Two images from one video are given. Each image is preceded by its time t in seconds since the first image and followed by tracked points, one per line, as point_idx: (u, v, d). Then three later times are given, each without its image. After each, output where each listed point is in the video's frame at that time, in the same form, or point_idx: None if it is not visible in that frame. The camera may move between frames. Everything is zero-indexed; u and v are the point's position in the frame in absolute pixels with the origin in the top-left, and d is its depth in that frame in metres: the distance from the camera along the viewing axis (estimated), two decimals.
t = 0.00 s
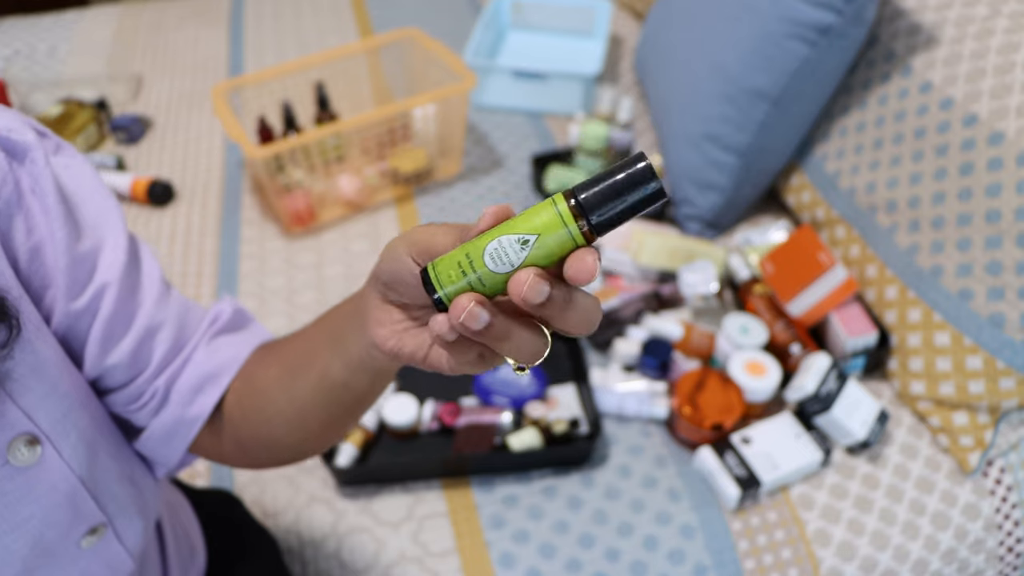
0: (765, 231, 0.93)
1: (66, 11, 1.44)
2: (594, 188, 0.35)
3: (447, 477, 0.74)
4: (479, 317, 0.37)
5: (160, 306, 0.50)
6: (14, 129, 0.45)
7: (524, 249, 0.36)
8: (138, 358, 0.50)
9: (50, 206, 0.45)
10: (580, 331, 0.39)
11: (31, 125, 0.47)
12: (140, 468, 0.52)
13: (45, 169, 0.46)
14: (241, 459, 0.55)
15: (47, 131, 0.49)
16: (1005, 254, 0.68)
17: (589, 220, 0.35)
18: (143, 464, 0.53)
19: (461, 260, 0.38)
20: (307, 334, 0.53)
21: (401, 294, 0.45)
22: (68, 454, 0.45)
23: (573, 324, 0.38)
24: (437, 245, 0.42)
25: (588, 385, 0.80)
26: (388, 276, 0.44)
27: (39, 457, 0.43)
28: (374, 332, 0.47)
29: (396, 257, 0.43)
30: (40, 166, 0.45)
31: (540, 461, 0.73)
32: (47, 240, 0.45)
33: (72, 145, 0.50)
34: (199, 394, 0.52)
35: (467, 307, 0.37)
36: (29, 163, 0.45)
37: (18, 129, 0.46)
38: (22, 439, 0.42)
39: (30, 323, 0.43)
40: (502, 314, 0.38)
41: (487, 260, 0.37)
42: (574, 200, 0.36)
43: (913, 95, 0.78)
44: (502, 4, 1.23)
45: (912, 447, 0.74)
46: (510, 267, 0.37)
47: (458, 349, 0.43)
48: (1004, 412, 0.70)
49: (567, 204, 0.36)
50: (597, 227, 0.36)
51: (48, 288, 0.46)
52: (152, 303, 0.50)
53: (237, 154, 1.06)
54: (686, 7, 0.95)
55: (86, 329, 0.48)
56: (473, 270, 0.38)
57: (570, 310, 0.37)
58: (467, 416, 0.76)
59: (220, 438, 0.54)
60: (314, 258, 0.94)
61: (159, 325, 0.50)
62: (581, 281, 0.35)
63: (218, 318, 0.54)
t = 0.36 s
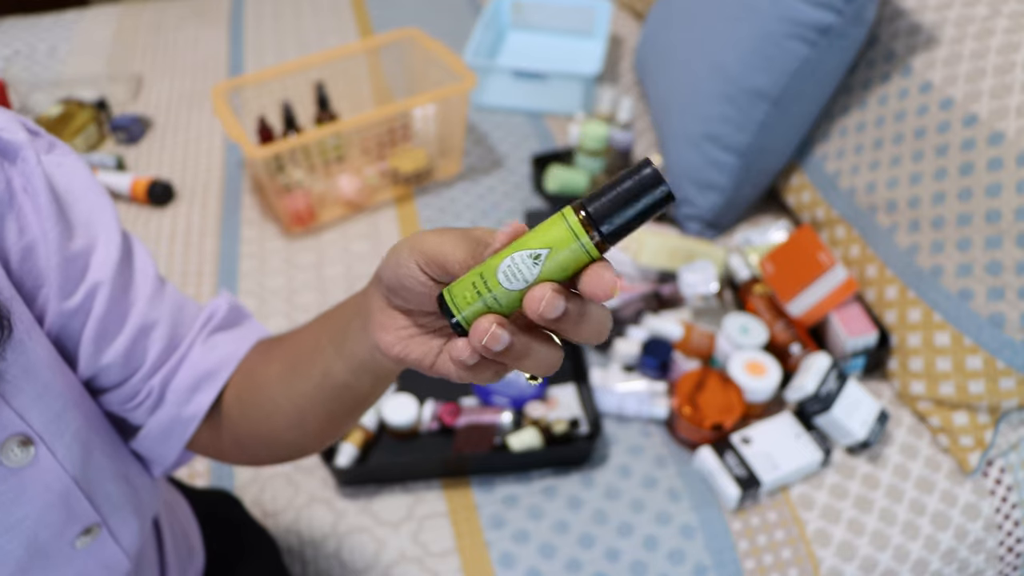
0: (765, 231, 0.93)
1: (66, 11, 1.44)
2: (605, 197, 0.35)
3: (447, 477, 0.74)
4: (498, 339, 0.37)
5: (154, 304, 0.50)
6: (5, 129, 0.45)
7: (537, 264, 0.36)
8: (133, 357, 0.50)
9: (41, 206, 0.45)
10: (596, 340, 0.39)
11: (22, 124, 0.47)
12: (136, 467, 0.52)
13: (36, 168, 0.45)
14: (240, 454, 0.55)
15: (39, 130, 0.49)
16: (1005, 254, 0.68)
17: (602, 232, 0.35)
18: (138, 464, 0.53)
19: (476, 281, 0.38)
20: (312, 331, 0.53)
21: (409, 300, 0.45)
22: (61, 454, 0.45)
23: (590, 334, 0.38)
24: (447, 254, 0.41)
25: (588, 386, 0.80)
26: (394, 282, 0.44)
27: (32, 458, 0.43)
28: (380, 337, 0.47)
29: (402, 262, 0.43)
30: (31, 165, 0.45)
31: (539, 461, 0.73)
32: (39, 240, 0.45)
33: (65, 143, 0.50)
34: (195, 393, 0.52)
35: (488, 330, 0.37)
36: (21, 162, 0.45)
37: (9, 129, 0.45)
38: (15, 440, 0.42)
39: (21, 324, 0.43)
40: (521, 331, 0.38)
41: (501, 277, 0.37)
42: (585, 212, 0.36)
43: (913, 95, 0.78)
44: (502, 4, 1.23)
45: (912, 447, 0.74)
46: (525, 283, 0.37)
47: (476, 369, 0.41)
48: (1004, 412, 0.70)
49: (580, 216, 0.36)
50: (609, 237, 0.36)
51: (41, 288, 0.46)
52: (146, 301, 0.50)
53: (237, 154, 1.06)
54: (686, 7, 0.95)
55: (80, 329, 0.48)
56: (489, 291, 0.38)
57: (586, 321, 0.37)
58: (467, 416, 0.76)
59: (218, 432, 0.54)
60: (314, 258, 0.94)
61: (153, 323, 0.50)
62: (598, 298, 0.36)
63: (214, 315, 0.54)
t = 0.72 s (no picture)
0: (765, 231, 0.93)
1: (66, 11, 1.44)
2: (608, 212, 0.35)
3: (447, 477, 0.74)
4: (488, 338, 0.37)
5: (152, 304, 0.50)
6: (3, 130, 0.45)
7: (528, 262, 0.36)
8: (131, 357, 0.49)
9: (40, 206, 0.45)
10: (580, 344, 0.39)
11: (20, 124, 0.47)
12: (135, 467, 0.52)
13: (34, 169, 0.45)
14: (238, 454, 0.55)
15: (37, 131, 0.49)
16: (1005, 254, 0.68)
17: (602, 248, 0.35)
18: (138, 463, 0.53)
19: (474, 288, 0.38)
20: (310, 331, 0.53)
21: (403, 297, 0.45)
22: (60, 454, 0.44)
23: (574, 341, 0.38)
24: (446, 254, 0.41)
25: (589, 385, 0.80)
26: (389, 279, 0.45)
27: (31, 458, 0.43)
28: (370, 334, 0.47)
29: (399, 260, 0.43)
30: (29, 166, 0.45)
31: (539, 461, 0.73)
32: (38, 240, 0.45)
33: (64, 144, 0.50)
34: (193, 393, 0.52)
35: (476, 327, 0.36)
36: (19, 163, 0.45)
37: (7, 130, 0.46)
38: (14, 440, 0.42)
39: (18, 324, 0.43)
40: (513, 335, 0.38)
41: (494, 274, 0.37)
42: (587, 227, 0.35)
43: (913, 95, 0.78)
44: (502, 4, 1.23)
45: (912, 447, 0.74)
46: (515, 283, 0.37)
47: (464, 373, 0.41)
48: (1004, 412, 0.70)
49: (582, 230, 0.35)
50: (609, 253, 0.35)
51: (40, 288, 0.46)
52: (145, 301, 0.50)
53: (237, 154, 1.06)
54: (686, 7, 0.95)
55: (79, 329, 0.48)
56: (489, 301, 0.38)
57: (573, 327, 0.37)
58: (467, 416, 0.76)
59: (216, 431, 0.54)
60: (314, 258, 0.94)
61: (152, 323, 0.50)
62: (601, 317, 0.35)
63: (213, 315, 0.54)
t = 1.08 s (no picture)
0: (765, 231, 0.93)
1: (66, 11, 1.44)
2: (581, 190, 0.35)
3: (447, 477, 0.74)
4: (495, 339, 0.37)
5: (153, 304, 0.50)
6: (5, 130, 0.45)
7: (530, 275, 0.36)
8: (133, 356, 0.49)
9: (41, 207, 0.45)
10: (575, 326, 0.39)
11: (22, 125, 0.47)
12: (135, 467, 0.52)
13: (36, 169, 0.45)
14: (240, 454, 0.55)
15: (38, 131, 0.49)
16: (1005, 254, 0.68)
17: (586, 225, 0.35)
18: (138, 463, 0.53)
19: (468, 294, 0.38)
20: (311, 331, 0.53)
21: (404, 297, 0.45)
22: (60, 454, 0.45)
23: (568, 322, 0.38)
24: (436, 256, 0.41)
25: (588, 385, 0.80)
26: (387, 282, 0.45)
27: (31, 457, 0.43)
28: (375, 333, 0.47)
29: (395, 264, 0.43)
30: (31, 166, 0.45)
31: (539, 461, 0.73)
32: (40, 240, 0.45)
33: (65, 144, 0.50)
34: (194, 392, 0.52)
35: (483, 329, 0.37)
36: (20, 163, 0.45)
37: (9, 130, 0.46)
38: (15, 440, 0.42)
39: (19, 324, 0.43)
40: (518, 333, 0.38)
41: (497, 290, 0.37)
42: (564, 207, 0.35)
43: (913, 95, 0.78)
44: (502, 4, 1.23)
45: (912, 447, 0.74)
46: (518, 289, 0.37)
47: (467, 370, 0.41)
48: (1004, 412, 0.70)
49: (561, 212, 0.35)
50: (591, 229, 0.35)
51: (41, 288, 0.46)
52: (146, 301, 0.50)
53: (237, 154, 1.06)
54: (686, 6, 0.95)
55: (80, 329, 0.48)
56: (483, 301, 0.38)
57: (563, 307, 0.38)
58: (467, 416, 0.76)
59: (218, 431, 0.54)
60: (314, 258, 0.94)
61: (153, 323, 0.50)
62: (588, 280, 0.35)
63: (213, 315, 0.54)
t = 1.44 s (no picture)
0: (765, 231, 0.93)
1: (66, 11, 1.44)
2: (592, 181, 0.37)
3: (447, 477, 0.74)
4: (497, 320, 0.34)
5: (156, 301, 0.50)
6: (6, 127, 0.45)
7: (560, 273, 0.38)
8: (136, 353, 0.50)
9: (44, 204, 0.45)
10: (560, 325, 0.38)
11: (23, 122, 0.47)
12: (136, 466, 0.52)
13: (38, 167, 0.45)
14: (245, 451, 0.55)
15: (39, 128, 0.48)
16: (1005, 254, 0.68)
17: (602, 213, 0.37)
18: (139, 461, 0.53)
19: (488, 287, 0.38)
20: (311, 330, 0.52)
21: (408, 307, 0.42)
22: (63, 452, 0.44)
23: (552, 320, 0.37)
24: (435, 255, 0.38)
25: (589, 386, 0.80)
26: (388, 288, 0.42)
27: (33, 455, 0.43)
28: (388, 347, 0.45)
29: (396, 264, 0.40)
30: (33, 164, 0.45)
31: (539, 461, 0.73)
32: (43, 238, 0.45)
33: (65, 141, 0.50)
34: (198, 389, 0.52)
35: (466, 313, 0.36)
36: (22, 161, 0.45)
37: (10, 128, 0.45)
38: (17, 438, 0.42)
39: (23, 322, 0.43)
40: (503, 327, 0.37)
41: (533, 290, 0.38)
42: (577, 197, 0.37)
43: (913, 95, 0.78)
44: (502, 4, 1.23)
45: (912, 447, 0.74)
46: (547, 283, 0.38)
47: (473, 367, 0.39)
48: (1004, 412, 0.70)
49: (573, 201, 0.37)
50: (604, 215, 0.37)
51: (44, 285, 0.46)
52: (149, 298, 0.50)
53: (237, 154, 1.06)
54: (687, 6, 0.95)
55: (84, 326, 0.48)
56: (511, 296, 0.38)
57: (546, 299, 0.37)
58: (467, 416, 0.76)
59: (221, 428, 0.54)
60: (314, 258, 0.94)
61: (156, 320, 0.50)
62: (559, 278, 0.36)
63: (215, 312, 0.54)
